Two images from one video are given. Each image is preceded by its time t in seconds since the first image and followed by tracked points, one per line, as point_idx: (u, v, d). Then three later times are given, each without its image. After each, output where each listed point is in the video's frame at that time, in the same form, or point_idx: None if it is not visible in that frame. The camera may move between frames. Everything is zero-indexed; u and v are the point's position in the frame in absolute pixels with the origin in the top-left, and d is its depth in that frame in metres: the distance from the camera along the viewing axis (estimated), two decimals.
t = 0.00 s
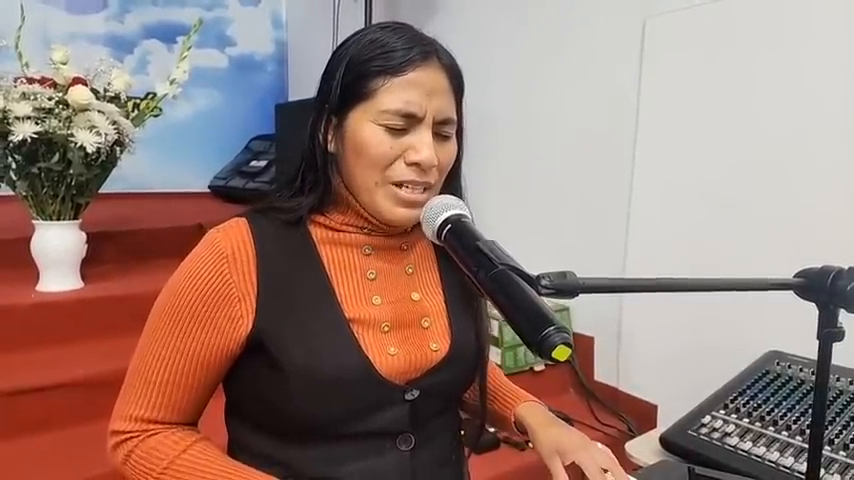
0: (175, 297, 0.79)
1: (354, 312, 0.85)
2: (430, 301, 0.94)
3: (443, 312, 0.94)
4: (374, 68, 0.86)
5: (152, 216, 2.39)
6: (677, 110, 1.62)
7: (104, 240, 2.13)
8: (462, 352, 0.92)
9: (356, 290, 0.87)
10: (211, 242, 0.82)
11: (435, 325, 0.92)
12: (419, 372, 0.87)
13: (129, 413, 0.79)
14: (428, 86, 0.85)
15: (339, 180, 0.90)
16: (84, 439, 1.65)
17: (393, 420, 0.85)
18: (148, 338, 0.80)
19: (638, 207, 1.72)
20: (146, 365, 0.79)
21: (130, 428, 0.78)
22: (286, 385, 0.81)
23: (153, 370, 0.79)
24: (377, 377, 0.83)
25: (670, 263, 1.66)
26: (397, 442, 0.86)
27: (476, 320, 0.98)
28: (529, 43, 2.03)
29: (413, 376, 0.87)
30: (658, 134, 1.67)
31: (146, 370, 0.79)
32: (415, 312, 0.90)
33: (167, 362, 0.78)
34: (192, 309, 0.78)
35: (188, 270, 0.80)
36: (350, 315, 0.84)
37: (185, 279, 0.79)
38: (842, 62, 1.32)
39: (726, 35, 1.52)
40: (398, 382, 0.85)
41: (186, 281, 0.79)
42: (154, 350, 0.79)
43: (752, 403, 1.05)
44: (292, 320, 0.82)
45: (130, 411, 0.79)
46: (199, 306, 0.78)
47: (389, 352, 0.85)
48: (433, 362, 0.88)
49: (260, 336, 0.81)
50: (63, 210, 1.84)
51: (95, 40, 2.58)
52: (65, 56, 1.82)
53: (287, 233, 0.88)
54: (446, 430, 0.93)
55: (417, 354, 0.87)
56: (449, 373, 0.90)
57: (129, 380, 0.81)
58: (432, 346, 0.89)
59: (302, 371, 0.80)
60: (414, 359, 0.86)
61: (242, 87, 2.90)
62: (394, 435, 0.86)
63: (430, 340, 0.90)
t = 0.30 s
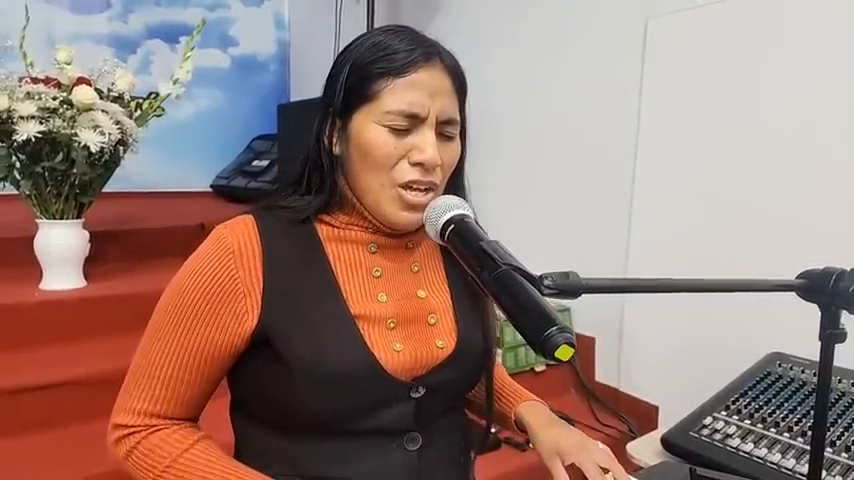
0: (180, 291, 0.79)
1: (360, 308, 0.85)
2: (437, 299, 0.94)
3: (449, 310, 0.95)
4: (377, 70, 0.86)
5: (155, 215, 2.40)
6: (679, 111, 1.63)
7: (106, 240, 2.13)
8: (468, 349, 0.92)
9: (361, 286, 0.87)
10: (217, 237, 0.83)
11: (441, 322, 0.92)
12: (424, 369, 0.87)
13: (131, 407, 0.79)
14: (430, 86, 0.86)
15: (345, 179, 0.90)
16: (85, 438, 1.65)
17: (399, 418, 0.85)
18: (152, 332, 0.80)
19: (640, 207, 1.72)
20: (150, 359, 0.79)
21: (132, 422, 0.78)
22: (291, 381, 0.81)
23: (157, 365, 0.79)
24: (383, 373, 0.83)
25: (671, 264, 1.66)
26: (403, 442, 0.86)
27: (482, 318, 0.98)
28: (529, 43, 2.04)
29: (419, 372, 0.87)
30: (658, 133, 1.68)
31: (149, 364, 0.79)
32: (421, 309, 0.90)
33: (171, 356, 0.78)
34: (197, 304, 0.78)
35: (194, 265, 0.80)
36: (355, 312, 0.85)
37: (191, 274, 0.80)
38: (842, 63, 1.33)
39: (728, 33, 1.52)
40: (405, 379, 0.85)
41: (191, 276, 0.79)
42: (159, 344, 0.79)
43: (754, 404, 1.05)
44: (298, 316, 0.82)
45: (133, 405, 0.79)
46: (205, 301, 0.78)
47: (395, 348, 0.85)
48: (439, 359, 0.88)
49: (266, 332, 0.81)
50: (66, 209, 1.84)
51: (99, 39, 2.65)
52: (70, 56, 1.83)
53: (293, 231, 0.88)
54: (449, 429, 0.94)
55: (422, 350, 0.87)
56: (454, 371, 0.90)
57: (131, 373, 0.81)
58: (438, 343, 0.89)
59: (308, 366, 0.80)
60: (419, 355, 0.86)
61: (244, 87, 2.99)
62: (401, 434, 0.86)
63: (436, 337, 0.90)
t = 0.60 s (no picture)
0: (185, 289, 0.79)
1: (366, 305, 0.85)
2: (442, 296, 0.94)
3: (455, 307, 0.95)
4: (383, 69, 0.86)
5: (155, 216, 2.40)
6: (678, 111, 1.63)
7: (106, 240, 2.13)
8: (472, 346, 0.92)
9: (367, 284, 0.87)
10: (222, 234, 0.83)
11: (446, 319, 0.93)
12: (430, 365, 0.87)
13: (135, 406, 0.79)
14: (435, 86, 0.86)
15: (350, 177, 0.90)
16: (86, 438, 1.65)
17: (402, 416, 0.85)
18: (155, 330, 0.80)
19: (639, 207, 1.72)
20: (153, 357, 0.79)
21: (136, 422, 0.78)
22: (297, 379, 0.81)
23: (161, 362, 0.78)
24: (388, 370, 0.83)
25: (670, 264, 1.66)
26: (408, 440, 0.87)
27: (486, 315, 0.98)
28: (527, 43, 2.05)
29: (425, 370, 0.87)
30: (656, 133, 1.68)
31: (153, 362, 0.79)
32: (426, 305, 0.91)
33: (175, 354, 0.78)
34: (202, 302, 0.78)
35: (199, 262, 0.80)
36: (361, 308, 0.85)
37: (196, 272, 0.79)
38: (841, 62, 1.33)
39: (727, 32, 1.52)
40: (410, 376, 0.85)
41: (196, 274, 0.79)
42: (162, 341, 0.79)
43: (752, 403, 1.05)
44: (303, 312, 0.82)
45: (136, 404, 0.79)
46: (210, 299, 0.78)
47: (400, 345, 0.85)
48: (444, 355, 0.89)
49: (271, 330, 0.81)
50: (66, 209, 1.85)
51: (99, 40, 2.67)
52: (70, 57, 1.83)
53: (299, 229, 0.88)
54: (452, 429, 0.94)
55: (428, 347, 0.87)
56: (460, 368, 0.90)
57: (135, 371, 0.81)
58: (443, 340, 0.89)
59: (313, 363, 0.80)
60: (425, 352, 0.87)
61: (244, 87, 3.01)
62: (406, 433, 0.87)
63: (441, 334, 0.90)
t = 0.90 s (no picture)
0: (187, 296, 0.79)
1: (369, 309, 0.85)
2: (444, 298, 0.95)
3: (456, 309, 0.95)
4: (384, 65, 0.86)
5: (155, 216, 2.40)
6: (677, 111, 1.63)
7: (106, 241, 2.13)
8: (474, 349, 0.93)
9: (370, 287, 0.87)
10: (223, 240, 0.83)
11: (448, 321, 0.93)
12: (434, 369, 0.87)
13: (141, 413, 0.79)
14: (437, 80, 0.86)
15: (352, 179, 0.90)
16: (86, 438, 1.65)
17: (404, 419, 0.85)
18: (160, 338, 0.80)
19: (639, 207, 1.73)
20: (159, 365, 0.79)
21: (143, 429, 0.79)
22: (301, 383, 0.81)
23: (166, 370, 0.79)
24: (392, 375, 0.83)
25: (669, 264, 1.66)
26: (410, 442, 0.87)
27: (488, 316, 0.98)
28: (526, 43, 2.05)
29: (428, 373, 0.87)
30: (655, 133, 1.68)
31: (158, 369, 0.79)
32: (428, 308, 0.91)
33: (180, 361, 0.78)
34: (205, 308, 0.78)
35: (201, 268, 0.80)
36: (364, 313, 0.85)
37: (198, 278, 0.79)
38: (841, 62, 1.33)
39: (726, 32, 1.52)
40: (414, 380, 0.85)
41: (198, 281, 0.79)
42: (166, 349, 0.79)
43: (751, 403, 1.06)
44: (306, 316, 0.82)
45: (143, 412, 0.79)
46: (212, 305, 0.78)
47: (404, 349, 0.85)
48: (447, 359, 0.89)
49: (274, 334, 0.81)
50: (66, 210, 1.85)
51: (98, 40, 2.68)
52: (69, 58, 1.83)
53: (301, 232, 0.88)
54: (453, 430, 0.94)
55: (431, 351, 0.87)
56: (463, 370, 0.91)
57: (141, 379, 0.81)
58: (446, 343, 0.89)
59: (317, 367, 0.80)
60: (429, 356, 0.87)
61: (244, 87, 3.01)
62: (408, 435, 0.87)
63: (444, 337, 0.90)
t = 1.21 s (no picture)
0: (185, 301, 0.79)
1: (369, 314, 0.85)
2: (443, 302, 0.95)
3: (456, 313, 0.95)
4: (392, 68, 0.86)
5: (154, 217, 2.40)
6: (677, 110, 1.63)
7: (106, 242, 2.13)
8: (474, 352, 0.93)
9: (370, 292, 0.87)
10: (222, 245, 0.82)
11: (448, 325, 0.93)
12: (434, 372, 0.88)
13: (139, 417, 0.80)
14: (445, 83, 0.86)
15: (352, 182, 0.90)
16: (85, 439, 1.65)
17: (404, 423, 0.85)
18: (158, 343, 0.80)
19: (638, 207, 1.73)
20: (157, 370, 0.79)
21: (141, 432, 0.79)
22: (300, 388, 0.81)
23: (164, 374, 0.79)
24: (392, 380, 0.83)
25: (669, 264, 1.66)
26: (410, 445, 0.87)
27: (488, 319, 0.98)
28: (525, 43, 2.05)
29: (428, 377, 0.87)
30: (655, 132, 1.68)
31: (156, 374, 0.79)
32: (428, 313, 0.91)
33: (178, 366, 0.79)
34: (203, 314, 0.78)
35: (199, 273, 0.80)
36: (364, 318, 0.85)
37: (196, 284, 0.79)
38: (841, 61, 1.33)
39: (726, 31, 1.52)
40: (414, 384, 0.86)
41: (196, 286, 0.79)
42: (165, 354, 0.79)
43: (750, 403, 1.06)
44: (306, 321, 0.82)
45: (141, 416, 0.80)
46: (211, 311, 0.78)
47: (404, 354, 0.85)
48: (447, 363, 0.89)
49: (273, 339, 0.81)
50: (66, 210, 1.85)
51: (98, 41, 2.68)
52: (69, 58, 1.83)
53: (300, 236, 0.88)
54: (453, 433, 0.94)
55: (431, 355, 0.87)
56: (463, 373, 0.91)
57: (139, 383, 0.81)
58: (446, 347, 0.90)
59: (316, 372, 0.80)
60: (429, 360, 0.87)
61: (244, 88, 3.01)
62: (408, 439, 0.87)
63: (444, 341, 0.90)
